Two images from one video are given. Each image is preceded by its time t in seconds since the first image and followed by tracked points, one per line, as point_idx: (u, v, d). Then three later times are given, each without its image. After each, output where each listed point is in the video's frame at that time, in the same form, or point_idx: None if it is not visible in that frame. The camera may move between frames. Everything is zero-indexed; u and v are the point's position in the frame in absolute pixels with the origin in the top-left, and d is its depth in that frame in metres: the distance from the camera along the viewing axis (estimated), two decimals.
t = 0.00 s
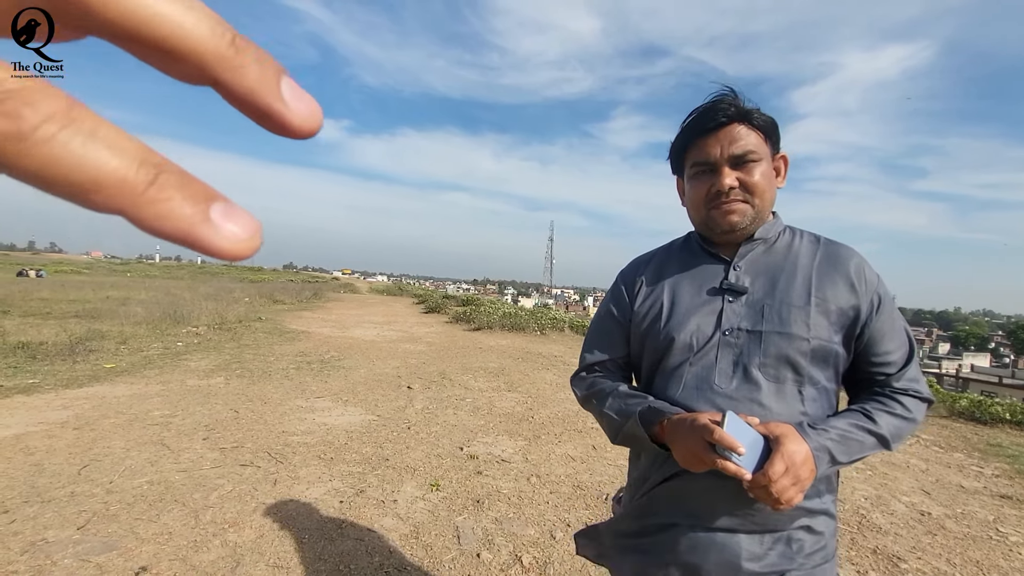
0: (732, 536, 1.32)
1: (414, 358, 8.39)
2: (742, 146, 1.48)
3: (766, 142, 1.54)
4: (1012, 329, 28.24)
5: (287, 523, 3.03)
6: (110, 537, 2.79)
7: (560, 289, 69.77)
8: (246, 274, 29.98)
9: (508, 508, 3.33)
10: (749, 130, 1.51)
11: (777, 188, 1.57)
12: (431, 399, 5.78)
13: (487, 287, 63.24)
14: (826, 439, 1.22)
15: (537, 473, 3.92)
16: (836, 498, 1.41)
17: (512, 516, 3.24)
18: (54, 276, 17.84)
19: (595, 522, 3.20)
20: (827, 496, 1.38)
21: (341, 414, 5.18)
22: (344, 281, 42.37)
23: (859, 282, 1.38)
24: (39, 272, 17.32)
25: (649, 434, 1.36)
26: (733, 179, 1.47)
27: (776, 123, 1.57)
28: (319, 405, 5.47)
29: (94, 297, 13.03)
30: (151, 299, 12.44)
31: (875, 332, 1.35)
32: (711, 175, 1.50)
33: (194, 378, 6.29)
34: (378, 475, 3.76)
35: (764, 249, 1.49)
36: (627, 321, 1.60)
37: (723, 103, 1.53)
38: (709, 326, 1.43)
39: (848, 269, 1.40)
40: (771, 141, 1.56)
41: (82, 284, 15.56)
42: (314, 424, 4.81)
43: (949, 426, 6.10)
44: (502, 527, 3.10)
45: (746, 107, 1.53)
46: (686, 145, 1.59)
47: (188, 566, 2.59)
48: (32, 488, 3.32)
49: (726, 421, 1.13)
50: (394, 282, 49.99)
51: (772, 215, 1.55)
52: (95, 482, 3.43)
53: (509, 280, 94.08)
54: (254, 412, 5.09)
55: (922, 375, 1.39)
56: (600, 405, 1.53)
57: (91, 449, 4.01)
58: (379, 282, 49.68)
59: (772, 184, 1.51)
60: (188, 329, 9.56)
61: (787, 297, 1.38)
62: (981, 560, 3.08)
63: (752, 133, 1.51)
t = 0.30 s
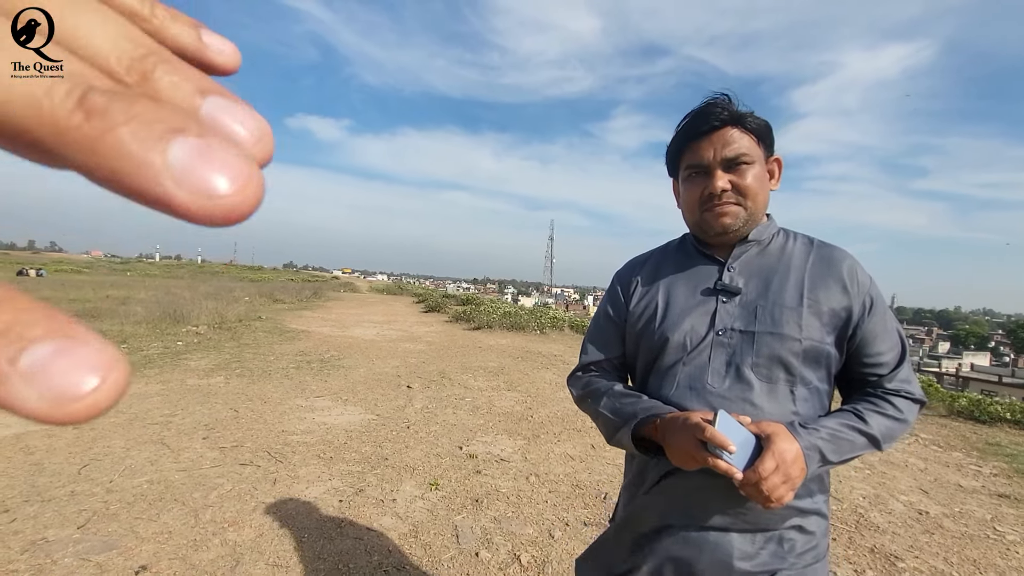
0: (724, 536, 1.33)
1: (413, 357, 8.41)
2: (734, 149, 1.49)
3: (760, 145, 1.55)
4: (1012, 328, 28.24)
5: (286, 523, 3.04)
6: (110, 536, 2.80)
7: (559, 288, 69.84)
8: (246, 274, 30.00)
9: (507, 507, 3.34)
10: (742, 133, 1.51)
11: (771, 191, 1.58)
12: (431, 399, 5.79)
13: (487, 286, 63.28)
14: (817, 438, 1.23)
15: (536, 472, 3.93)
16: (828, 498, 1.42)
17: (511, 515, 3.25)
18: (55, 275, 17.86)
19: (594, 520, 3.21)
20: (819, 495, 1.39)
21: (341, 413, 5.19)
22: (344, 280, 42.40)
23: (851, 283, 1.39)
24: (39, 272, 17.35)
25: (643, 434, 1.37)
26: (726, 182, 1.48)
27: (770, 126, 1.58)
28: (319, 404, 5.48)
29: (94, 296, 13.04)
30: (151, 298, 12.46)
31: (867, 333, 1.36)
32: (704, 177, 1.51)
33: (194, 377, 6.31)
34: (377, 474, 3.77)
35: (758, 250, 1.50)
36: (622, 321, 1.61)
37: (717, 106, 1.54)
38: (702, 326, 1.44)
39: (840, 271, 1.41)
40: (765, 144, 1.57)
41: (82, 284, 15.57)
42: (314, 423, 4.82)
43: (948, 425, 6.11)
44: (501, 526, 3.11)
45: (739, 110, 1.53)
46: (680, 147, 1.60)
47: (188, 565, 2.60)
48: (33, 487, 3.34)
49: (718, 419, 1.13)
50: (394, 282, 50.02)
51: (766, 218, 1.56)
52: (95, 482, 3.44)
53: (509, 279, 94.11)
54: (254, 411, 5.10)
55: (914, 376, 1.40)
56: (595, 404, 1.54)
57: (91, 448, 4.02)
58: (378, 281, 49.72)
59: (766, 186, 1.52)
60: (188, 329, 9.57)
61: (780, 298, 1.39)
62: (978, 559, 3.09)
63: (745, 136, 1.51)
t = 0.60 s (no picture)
0: (722, 533, 1.33)
1: (413, 355, 8.41)
2: (732, 145, 1.48)
3: (759, 141, 1.55)
4: (1012, 326, 28.24)
5: (286, 521, 3.04)
6: (109, 534, 2.80)
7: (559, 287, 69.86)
8: (246, 273, 30.01)
9: (506, 505, 3.35)
10: (740, 129, 1.51)
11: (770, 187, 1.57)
12: (430, 397, 5.80)
13: (487, 285, 63.29)
14: (815, 436, 1.22)
15: (536, 470, 3.93)
16: (828, 496, 1.42)
17: (510, 513, 3.26)
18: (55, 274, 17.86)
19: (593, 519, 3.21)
20: (818, 493, 1.39)
21: (341, 411, 5.19)
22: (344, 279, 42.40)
23: (851, 281, 1.39)
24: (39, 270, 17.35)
25: (641, 430, 1.37)
26: (723, 179, 1.47)
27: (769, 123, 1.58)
28: (318, 402, 5.48)
29: (94, 295, 13.04)
30: (151, 296, 12.45)
31: (866, 331, 1.36)
32: (701, 174, 1.51)
33: (194, 376, 6.31)
34: (377, 472, 3.78)
35: (757, 247, 1.50)
36: (621, 319, 1.61)
37: (715, 102, 1.53)
38: (701, 323, 1.44)
39: (840, 268, 1.41)
40: (764, 141, 1.57)
41: (82, 283, 15.57)
42: (314, 421, 4.82)
43: (948, 424, 6.11)
44: (500, 524, 3.11)
45: (737, 106, 1.53)
46: (678, 144, 1.60)
47: (188, 562, 2.60)
48: (33, 485, 3.34)
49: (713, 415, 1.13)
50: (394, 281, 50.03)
51: (766, 214, 1.56)
52: (95, 480, 3.44)
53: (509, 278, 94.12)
54: (254, 410, 5.10)
55: (913, 374, 1.40)
56: (593, 401, 1.54)
57: (91, 447, 4.02)
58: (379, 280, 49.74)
59: (764, 183, 1.52)
60: (188, 327, 9.57)
61: (779, 295, 1.38)
62: (978, 557, 3.09)
63: (743, 133, 1.51)
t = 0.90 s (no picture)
0: (724, 534, 1.33)
1: (413, 355, 8.42)
2: (733, 146, 1.48)
3: (761, 141, 1.54)
4: (1011, 325, 28.26)
5: (285, 520, 3.04)
6: (110, 534, 2.80)
7: (559, 286, 69.90)
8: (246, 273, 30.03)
9: (506, 505, 3.35)
10: (742, 130, 1.51)
11: (772, 187, 1.57)
12: (431, 397, 5.80)
13: (487, 284, 63.31)
14: (817, 436, 1.23)
15: (536, 470, 3.93)
16: (830, 496, 1.42)
17: (510, 512, 3.26)
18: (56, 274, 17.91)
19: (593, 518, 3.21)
20: (820, 494, 1.39)
21: (341, 411, 5.20)
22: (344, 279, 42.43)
23: (853, 282, 1.39)
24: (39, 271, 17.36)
25: (644, 432, 1.37)
26: (724, 179, 1.47)
27: (772, 123, 1.57)
28: (318, 402, 5.48)
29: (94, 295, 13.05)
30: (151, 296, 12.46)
31: (868, 332, 1.36)
32: (702, 174, 1.51)
33: (194, 375, 6.31)
34: (377, 472, 3.78)
35: (760, 248, 1.50)
36: (623, 320, 1.61)
37: (716, 103, 1.53)
38: (704, 323, 1.44)
39: (842, 269, 1.40)
40: (766, 141, 1.56)
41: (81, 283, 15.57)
42: (314, 421, 4.83)
43: (948, 423, 6.12)
44: (500, 524, 3.12)
45: (739, 107, 1.53)
46: (680, 144, 1.60)
47: (188, 562, 2.60)
48: (33, 485, 3.34)
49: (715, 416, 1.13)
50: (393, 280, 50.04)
51: (768, 214, 1.56)
52: (95, 480, 3.44)
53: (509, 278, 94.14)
54: (254, 409, 5.10)
55: (915, 376, 1.40)
56: (595, 402, 1.53)
57: (91, 446, 4.02)
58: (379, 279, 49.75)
59: (766, 183, 1.51)
60: (188, 327, 9.58)
61: (781, 296, 1.38)
62: (978, 557, 3.09)
63: (745, 133, 1.51)
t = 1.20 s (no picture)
0: (727, 536, 1.33)
1: (413, 354, 8.43)
2: (733, 148, 1.48)
3: (762, 143, 1.54)
4: (1012, 325, 28.26)
5: (285, 520, 3.04)
6: (110, 534, 2.80)
7: (559, 286, 69.91)
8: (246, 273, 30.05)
9: (507, 505, 3.35)
10: (743, 132, 1.51)
11: (773, 189, 1.57)
12: (431, 396, 5.80)
13: (487, 284, 63.31)
14: (820, 439, 1.22)
15: (536, 470, 3.93)
16: (832, 497, 1.42)
17: (511, 512, 3.26)
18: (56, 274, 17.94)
19: (594, 518, 3.21)
20: (822, 495, 1.39)
21: (341, 411, 5.20)
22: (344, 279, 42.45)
23: (855, 284, 1.39)
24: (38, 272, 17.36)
25: (647, 434, 1.37)
26: (724, 182, 1.47)
27: (774, 124, 1.57)
28: (319, 402, 5.49)
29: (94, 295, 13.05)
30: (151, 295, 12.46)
31: (870, 334, 1.36)
32: (702, 176, 1.51)
33: (194, 375, 6.31)
34: (378, 472, 3.78)
35: (762, 249, 1.50)
36: (625, 321, 1.61)
37: (716, 105, 1.53)
38: (706, 325, 1.44)
39: (844, 270, 1.40)
40: (768, 143, 1.56)
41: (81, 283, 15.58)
42: (314, 421, 4.83)
43: (948, 423, 6.11)
44: (500, 524, 3.12)
45: (740, 109, 1.53)
46: (681, 146, 1.59)
47: (188, 562, 2.60)
48: (34, 485, 3.35)
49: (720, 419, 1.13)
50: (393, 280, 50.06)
51: (769, 216, 1.55)
52: (96, 480, 3.45)
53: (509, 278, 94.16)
54: (254, 409, 5.10)
55: (917, 378, 1.40)
56: (598, 404, 1.53)
57: (91, 446, 4.02)
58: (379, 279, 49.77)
59: (766, 185, 1.51)
60: (188, 326, 9.59)
61: (784, 298, 1.38)
62: (978, 557, 3.09)
63: (746, 135, 1.51)
